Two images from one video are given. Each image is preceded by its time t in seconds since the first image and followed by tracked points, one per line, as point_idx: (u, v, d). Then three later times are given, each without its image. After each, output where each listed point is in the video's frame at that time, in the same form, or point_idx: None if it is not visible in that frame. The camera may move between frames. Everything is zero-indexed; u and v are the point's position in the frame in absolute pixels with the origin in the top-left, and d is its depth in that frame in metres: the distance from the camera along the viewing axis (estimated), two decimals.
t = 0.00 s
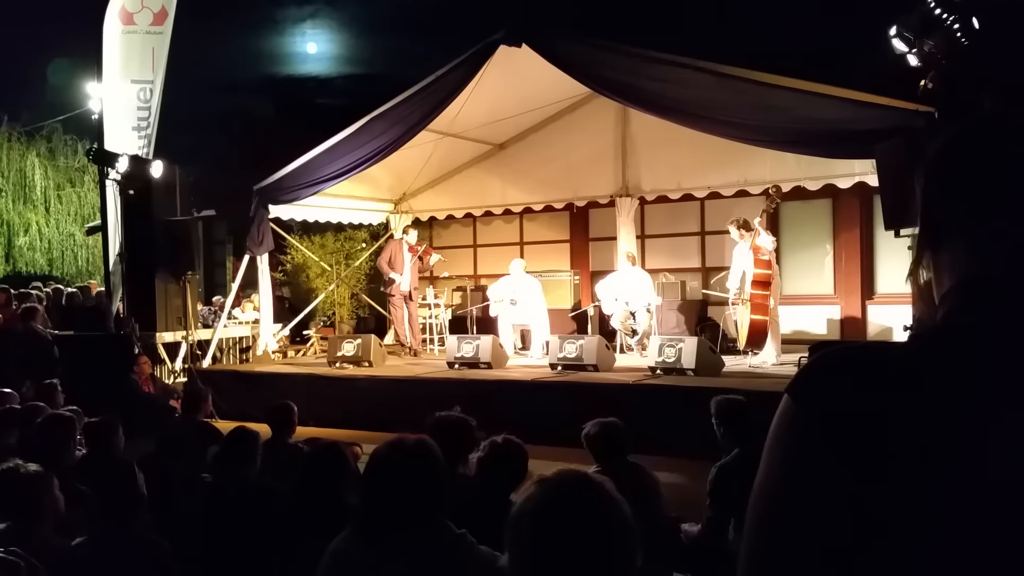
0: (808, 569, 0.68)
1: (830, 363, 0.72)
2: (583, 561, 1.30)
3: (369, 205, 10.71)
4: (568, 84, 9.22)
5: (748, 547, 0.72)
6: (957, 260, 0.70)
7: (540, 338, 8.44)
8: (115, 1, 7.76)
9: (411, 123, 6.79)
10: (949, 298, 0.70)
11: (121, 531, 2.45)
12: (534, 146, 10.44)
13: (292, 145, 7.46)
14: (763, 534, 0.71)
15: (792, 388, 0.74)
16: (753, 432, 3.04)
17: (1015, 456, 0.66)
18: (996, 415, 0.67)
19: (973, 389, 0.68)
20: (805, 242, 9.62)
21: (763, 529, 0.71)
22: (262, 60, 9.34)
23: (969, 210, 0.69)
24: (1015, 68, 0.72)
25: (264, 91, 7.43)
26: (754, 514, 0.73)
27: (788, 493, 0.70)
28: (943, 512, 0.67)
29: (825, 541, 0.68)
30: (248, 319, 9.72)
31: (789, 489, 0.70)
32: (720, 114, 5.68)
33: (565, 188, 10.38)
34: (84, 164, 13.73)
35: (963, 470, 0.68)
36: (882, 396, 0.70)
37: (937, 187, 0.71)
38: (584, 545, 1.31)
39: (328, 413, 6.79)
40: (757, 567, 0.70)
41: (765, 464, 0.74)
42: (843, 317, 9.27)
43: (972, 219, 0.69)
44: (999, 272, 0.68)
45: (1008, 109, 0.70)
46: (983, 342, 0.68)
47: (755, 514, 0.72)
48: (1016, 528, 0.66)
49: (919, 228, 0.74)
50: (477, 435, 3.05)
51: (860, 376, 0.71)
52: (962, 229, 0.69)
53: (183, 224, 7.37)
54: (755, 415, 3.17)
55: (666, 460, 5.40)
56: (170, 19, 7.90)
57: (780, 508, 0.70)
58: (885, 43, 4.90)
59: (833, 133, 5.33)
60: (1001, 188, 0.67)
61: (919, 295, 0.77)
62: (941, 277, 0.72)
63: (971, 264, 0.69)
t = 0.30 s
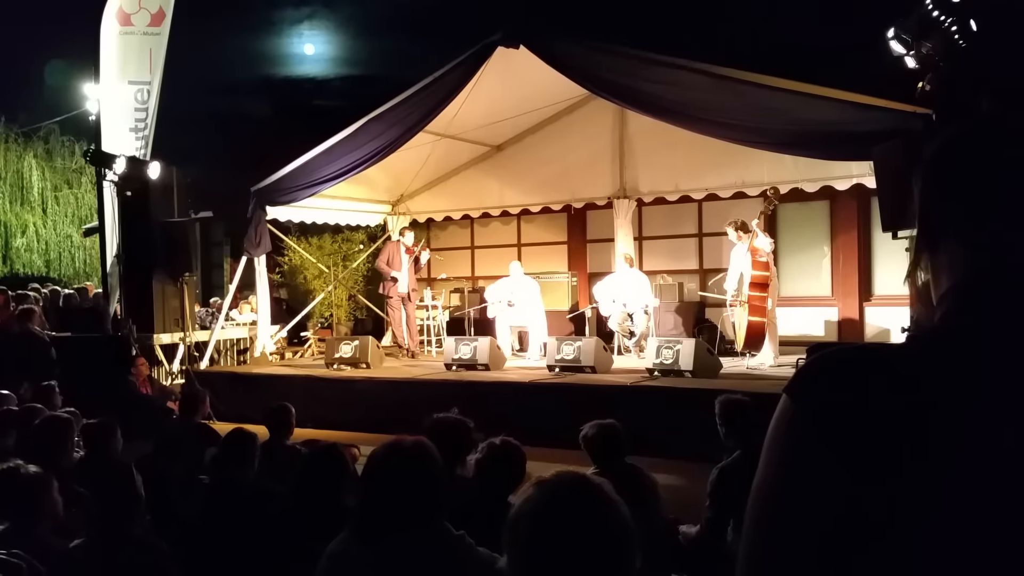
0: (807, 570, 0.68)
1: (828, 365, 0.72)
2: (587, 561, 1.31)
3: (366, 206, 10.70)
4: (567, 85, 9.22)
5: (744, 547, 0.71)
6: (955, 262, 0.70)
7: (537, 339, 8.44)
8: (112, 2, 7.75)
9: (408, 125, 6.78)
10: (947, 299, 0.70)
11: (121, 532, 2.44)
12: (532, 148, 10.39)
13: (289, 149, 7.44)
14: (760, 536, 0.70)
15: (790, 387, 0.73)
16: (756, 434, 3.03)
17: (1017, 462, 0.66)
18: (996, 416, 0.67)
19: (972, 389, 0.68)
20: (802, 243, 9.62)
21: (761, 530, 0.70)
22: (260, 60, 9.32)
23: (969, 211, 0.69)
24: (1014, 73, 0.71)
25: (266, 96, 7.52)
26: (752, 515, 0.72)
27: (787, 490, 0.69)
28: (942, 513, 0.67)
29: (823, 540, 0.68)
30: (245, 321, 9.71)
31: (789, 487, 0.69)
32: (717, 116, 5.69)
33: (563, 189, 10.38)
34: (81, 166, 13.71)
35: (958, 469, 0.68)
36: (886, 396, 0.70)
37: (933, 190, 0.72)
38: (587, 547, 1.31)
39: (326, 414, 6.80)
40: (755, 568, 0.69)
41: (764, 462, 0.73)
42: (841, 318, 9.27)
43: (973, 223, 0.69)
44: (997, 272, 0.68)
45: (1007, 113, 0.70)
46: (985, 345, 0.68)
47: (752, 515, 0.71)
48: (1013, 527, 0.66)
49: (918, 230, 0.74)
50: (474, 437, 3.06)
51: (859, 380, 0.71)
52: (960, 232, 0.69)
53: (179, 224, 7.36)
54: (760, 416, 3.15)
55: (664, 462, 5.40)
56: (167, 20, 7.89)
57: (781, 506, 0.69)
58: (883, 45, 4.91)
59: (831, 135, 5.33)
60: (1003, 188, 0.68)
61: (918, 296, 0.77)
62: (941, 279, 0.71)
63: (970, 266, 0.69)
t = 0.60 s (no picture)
0: (807, 570, 0.69)
1: (828, 365, 0.72)
2: (586, 561, 1.31)
3: (367, 208, 10.70)
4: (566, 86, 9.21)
5: (743, 545, 0.73)
6: (953, 261, 0.70)
7: (537, 341, 8.43)
8: (111, 5, 7.77)
9: (408, 126, 6.79)
10: (946, 300, 0.70)
11: (122, 537, 2.44)
12: (531, 149, 10.41)
13: (287, 153, 7.41)
14: (760, 536, 0.71)
15: (792, 388, 0.73)
16: (757, 436, 3.03)
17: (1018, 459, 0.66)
18: (1002, 418, 0.67)
19: (974, 388, 0.68)
20: (802, 243, 9.63)
21: (762, 530, 0.71)
22: (258, 64, 9.31)
23: (965, 210, 0.69)
24: (1015, 69, 0.71)
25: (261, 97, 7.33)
26: (751, 513, 0.73)
27: (787, 490, 0.70)
28: (942, 514, 0.67)
29: (823, 539, 0.69)
30: (245, 324, 9.70)
31: (788, 487, 0.70)
32: (716, 116, 5.69)
33: (563, 190, 10.38)
34: (81, 169, 13.69)
35: (958, 469, 0.68)
36: (888, 397, 0.70)
37: (931, 190, 0.72)
38: (586, 548, 1.31)
39: (326, 416, 6.79)
40: (755, 567, 0.70)
41: (766, 460, 0.74)
42: (841, 318, 9.27)
43: (971, 222, 0.69)
44: (994, 272, 0.68)
45: (1008, 108, 0.69)
46: (983, 344, 0.68)
47: (752, 515, 0.73)
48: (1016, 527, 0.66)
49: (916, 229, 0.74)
50: (474, 439, 3.06)
51: (858, 380, 0.71)
52: (958, 232, 0.69)
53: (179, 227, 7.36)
54: (761, 416, 3.15)
55: (665, 463, 5.40)
56: (166, 23, 7.90)
57: (780, 506, 0.70)
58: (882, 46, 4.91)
59: (831, 135, 5.35)
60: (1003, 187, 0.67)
61: (920, 295, 0.77)
62: (942, 279, 0.71)
63: (969, 265, 0.69)
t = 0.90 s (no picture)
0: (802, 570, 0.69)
1: (823, 367, 0.73)
2: (580, 563, 1.30)
3: (362, 210, 10.70)
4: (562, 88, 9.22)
5: (737, 544, 0.73)
6: (947, 262, 0.69)
7: (533, 343, 8.43)
8: (106, 6, 7.76)
9: (404, 128, 6.78)
10: (940, 303, 0.70)
11: (115, 537, 2.43)
12: (527, 151, 10.42)
13: (280, 155, 7.42)
14: (752, 535, 0.71)
15: (786, 389, 0.74)
16: (754, 435, 3.04)
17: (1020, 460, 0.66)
18: (998, 419, 0.67)
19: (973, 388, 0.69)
20: (797, 246, 9.66)
21: (755, 528, 0.71)
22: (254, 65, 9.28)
23: (962, 210, 0.69)
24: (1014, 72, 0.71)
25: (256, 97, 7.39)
26: (745, 513, 0.74)
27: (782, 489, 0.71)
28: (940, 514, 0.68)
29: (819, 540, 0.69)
30: (240, 325, 9.68)
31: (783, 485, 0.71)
32: (710, 120, 5.70)
33: (558, 193, 10.39)
34: (75, 170, 13.65)
35: (955, 470, 0.68)
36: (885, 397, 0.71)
37: (929, 190, 0.71)
38: (580, 551, 1.30)
39: (321, 418, 6.78)
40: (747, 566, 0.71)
41: (760, 460, 0.74)
42: (835, 321, 9.30)
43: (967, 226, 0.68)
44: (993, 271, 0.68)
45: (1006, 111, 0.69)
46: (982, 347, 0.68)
47: (745, 515, 0.73)
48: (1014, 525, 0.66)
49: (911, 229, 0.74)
50: (470, 440, 3.06)
51: (851, 382, 0.71)
52: (955, 231, 0.69)
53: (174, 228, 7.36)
54: (757, 416, 3.15)
55: (661, 465, 5.41)
56: (162, 24, 7.89)
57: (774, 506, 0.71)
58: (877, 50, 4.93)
59: (826, 138, 5.41)
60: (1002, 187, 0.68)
61: (915, 299, 0.76)
62: (933, 282, 0.71)
63: (966, 266, 0.68)
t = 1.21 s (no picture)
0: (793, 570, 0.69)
1: (811, 368, 0.72)
2: (578, 562, 1.30)
3: (358, 209, 10.69)
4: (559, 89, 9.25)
5: (725, 545, 0.73)
6: (940, 264, 0.70)
7: (529, 343, 8.42)
8: (103, 4, 7.76)
9: (400, 127, 6.77)
10: (932, 305, 0.70)
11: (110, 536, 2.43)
12: (524, 151, 10.42)
13: (278, 153, 7.50)
14: (739, 536, 0.71)
15: (776, 389, 0.74)
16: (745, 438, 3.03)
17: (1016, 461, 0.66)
18: (994, 419, 0.67)
19: (970, 389, 0.68)
20: (792, 248, 9.65)
21: (745, 531, 0.71)
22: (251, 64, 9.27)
23: (950, 212, 0.69)
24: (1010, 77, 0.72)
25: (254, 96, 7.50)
26: (733, 513, 0.73)
27: (771, 490, 0.70)
28: (934, 515, 0.68)
29: (810, 542, 0.69)
30: (235, 324, 9.68)
31: (770, 485, 0.70)
32: (708, 120, 5.70)
33: (555, 193, 10.38)
34: (71, 168, 13.65)
35: (954, 473, 0.67)
36: (876, 399, 0.70)
37: (922, 190, 0.72)
38: (575, 550, 1.31)
39: (316, 417, 6.78)
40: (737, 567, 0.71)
41: (749, 461, 0.74)
42: (830, 322, 9.29)
43: (962, 230, 0.69)
44: (986, 273, 0.67)
45: (1001, 115, 0.70)
46: (976, 348, 0.68)
47: (734, 515, 0.73)
48: (1007, 527, 0.66)
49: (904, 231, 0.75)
50: (464, 441, 3.05)
51: (841, 382, 0.71)
52: (950, 234, 0.69)
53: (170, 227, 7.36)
54: (749, 418, 3.16)
55: (656, 466, 5.40)
56: (158, 23, 7.89)
57: (760, 508, 0.70)
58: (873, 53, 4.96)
59: (824, 139, 5.36)
60: (994, 189, 0.68)
61: (906, 300, 0.76)
62: (929, 283, 0.71)
63: (959, 267, 0.69)
